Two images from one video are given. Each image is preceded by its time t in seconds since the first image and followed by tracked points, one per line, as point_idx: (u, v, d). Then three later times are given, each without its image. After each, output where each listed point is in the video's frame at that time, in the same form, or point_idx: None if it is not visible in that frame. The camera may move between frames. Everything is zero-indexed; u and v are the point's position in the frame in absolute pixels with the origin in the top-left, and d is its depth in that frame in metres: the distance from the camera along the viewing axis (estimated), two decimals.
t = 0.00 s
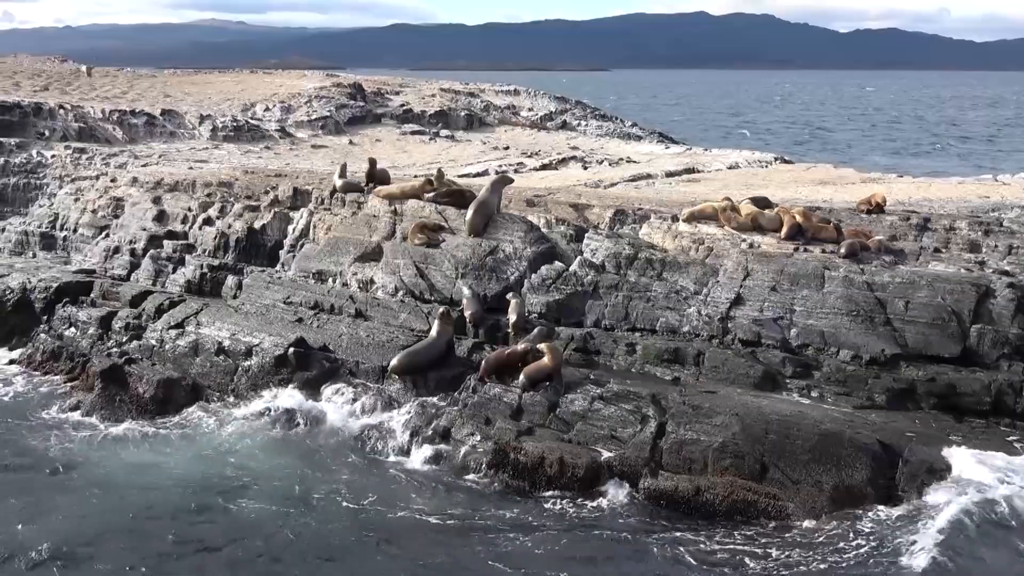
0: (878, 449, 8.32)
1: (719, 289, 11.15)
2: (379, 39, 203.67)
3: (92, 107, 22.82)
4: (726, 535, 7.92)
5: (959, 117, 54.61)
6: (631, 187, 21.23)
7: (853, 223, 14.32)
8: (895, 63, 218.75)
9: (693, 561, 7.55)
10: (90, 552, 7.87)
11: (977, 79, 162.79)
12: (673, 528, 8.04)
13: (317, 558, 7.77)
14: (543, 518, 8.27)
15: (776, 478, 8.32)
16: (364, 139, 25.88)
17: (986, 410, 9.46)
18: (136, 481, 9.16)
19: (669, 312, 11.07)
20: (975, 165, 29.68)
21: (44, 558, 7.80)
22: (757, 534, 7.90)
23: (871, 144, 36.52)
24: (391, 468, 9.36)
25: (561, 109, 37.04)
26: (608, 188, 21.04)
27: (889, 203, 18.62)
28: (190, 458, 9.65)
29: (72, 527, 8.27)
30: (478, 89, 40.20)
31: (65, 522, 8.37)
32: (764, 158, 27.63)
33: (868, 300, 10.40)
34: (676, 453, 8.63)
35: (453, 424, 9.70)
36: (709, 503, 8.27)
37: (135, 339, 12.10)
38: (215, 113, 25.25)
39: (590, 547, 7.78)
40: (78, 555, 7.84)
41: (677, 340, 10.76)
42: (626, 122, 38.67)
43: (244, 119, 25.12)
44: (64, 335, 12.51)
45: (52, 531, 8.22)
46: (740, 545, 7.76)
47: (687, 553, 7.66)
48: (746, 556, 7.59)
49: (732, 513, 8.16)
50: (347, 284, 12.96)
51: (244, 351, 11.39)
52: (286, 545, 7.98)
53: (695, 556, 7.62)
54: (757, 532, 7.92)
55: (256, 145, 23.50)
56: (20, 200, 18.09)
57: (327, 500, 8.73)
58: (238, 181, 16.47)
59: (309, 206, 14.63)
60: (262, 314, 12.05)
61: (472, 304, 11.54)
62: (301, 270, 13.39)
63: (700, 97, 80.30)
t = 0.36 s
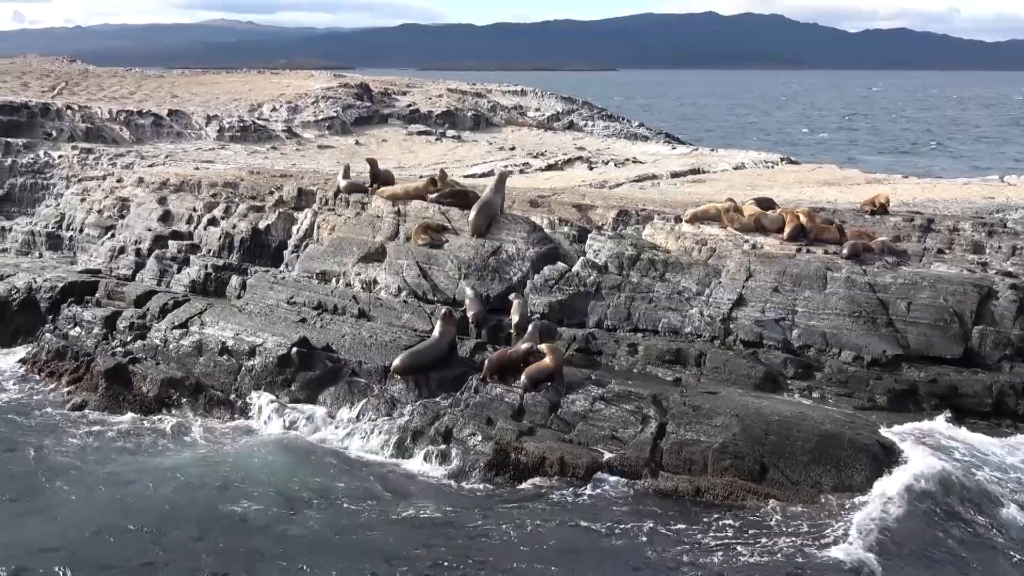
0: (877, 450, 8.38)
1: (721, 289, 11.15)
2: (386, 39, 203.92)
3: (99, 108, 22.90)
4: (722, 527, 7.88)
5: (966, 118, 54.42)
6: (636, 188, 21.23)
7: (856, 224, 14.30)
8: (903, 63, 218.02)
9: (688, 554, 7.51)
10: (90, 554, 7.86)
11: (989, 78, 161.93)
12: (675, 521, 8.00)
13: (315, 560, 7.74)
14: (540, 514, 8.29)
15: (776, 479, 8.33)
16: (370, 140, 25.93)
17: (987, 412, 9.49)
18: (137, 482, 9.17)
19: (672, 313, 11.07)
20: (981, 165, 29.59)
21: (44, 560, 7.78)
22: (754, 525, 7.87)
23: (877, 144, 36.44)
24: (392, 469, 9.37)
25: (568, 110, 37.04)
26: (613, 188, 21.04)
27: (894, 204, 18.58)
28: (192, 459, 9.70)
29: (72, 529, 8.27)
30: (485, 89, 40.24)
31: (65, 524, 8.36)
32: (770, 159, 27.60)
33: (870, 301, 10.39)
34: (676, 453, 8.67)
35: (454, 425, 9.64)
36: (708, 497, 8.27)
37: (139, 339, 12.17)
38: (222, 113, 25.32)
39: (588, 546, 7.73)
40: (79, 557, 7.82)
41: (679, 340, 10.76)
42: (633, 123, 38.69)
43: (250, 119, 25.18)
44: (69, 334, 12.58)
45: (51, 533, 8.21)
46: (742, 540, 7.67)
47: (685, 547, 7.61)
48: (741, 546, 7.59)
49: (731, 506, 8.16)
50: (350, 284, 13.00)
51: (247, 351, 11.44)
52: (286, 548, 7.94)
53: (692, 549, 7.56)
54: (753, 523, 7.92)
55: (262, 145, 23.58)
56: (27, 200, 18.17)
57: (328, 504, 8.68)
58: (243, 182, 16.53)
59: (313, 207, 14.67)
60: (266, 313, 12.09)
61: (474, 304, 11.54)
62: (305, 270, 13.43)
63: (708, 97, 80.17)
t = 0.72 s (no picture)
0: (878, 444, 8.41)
1: (721, 288, 11.17)
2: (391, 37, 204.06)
3: (104, 106, 22.94)
4: (719, 521, 7.88)
5: (972, 117, 54.27)
6: (640, 186, 21.21)
7: (859, 223, 14.30)
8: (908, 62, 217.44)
9: (684, 549, 7.50)
10: (89, 551, 7.87)
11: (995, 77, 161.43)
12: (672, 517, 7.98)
13: (313, 555, 7.74)
14: (537, 508, 8.28)
15: (774, 476, 8.32)
16: (375, 138, 25.95)
17: (987, 410, 9.46)
18: (137, 478, 9.19)
19: (672, 311, 11.08)
20: (986, 165, 29.51)
21: (44, 556, 7.80)
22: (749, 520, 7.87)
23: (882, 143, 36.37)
24: (393, 463, 9.40)
25: (574, 108, 37.03)
26: (617, 187, 21.02)
27: (897, 203, 18.55)
28: (194, 456, 9.72)
29: (72, 526, 8.28)
30: (491, 88, 40.25)
31: (65, 520, 8.38)
32: (775, 158, 27.56)
33: (870, 299, 10.41)
34: (674, 450, 8.68)
35: (454, 421, 9.72)
36: (707, 493, 8.28)
37: (141, 336, 12.22)
38: (227, 112, 25.37)
39: (584, 541, 7.72)
40: (78, 554, 7.83)
41: (679, 338, 10.76)
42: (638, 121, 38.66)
43: (255, 117, 25.22)
44: (72, 331, 12.62)
45: (51, 529, 8.23)
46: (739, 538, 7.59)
47: (682, 541, 7.61)
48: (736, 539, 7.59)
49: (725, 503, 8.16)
50: (352, 282, 13.03)
51: (249, 348, 11.47)
52: (284, 543, 7.94)
53: (687, 544, 7.56)
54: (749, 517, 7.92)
55: (267, 143, 23.64)
56: (32, 198, 18.22)
57: (327, 501, 8.69)
58: (247, 179, 16.56)
59: (315, 204, 14.69)
60: (267, 311, 12.13)
61: (474, 301, 11.54)
62: (307, 268, 13.47)
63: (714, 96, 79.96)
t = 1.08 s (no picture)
0: (873, 442, 8.32)
1: (722, 288, 11.18)
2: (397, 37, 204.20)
3: (110, 105, 22.99)
4: (718, 522, 7.91)
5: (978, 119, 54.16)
6: (644, 187, 21.21)
7: (861, 223, 14.29)
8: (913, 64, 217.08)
9: (675, 549, 7.54)
10: (87, 549, 7.89)
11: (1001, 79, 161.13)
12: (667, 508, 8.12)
13: (311, 552, 7.76)
14: (536, 506, 8.28)
15: (771, 476, 8.34)
16: (379, 137, 25.98)
17: (986, 411, 9.44)
18: (137, 476, 9.21)
19: (672, 311, 11.08)
20: (991, 166, 29.46)
21: (43, 554, 7.81)
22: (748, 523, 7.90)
23: (885, 144, 36.34)
24: (392, 461, 9.41)
25: (579, 109, 37.03)
26: (621, 187, 21.02)
27: (900, 204, 18.54)
28: (195, 453, 9.75)
29: (71, 524, 8.29)
30: (497, 88, 40.26)
31: (64, 518, 8.40)
32: (780, 158, 27.53)
33: (870, 299, 10.42)
34: (672, 450, 8.72)
35: (453, 421, 9.81)
36: (701, 492, 8.34)
37: (143, 333, 12.25)
38: (232, 111, 25.41)
39: (583, 540, 7.73)
40: (76, 551, 7.84)
41: (679, 338, 10.76)
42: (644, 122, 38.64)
43: (260, 117, 25.27)
44: (74, 328, 12.65)
45: (50, 527, 8.25)
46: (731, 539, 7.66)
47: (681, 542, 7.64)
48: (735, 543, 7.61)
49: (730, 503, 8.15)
50: (353, 280, 13.05)
51: (250, 346, 11.50)
52: (283, 540, 7.95)
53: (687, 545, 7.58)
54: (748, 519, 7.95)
55: (272, 143, 23.68)
56: (37, 196, 18.29)
57: (326, 498, 8.70)
58: (250, 179, 16.59)
59: (318, 203, 14.73)
60: (269, 309, 12.14)
61: (475, 300, 11.55)
62: (309, 267, 13.49)
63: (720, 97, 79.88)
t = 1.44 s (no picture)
0: (870, 445, 8.26)
1: (721, 289, 11.19)
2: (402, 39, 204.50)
3: (115, 106, 23.05)
4: (718, 527, 7.97)
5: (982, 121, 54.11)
6: (646, 188, 21.22)
7: (862, 224, 14.28)
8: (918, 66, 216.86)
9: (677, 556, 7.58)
10: (87, 548, 7.89)
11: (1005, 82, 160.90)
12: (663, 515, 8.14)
13: (309, 553, 7.78)
14: (533, 508, 8.30)
15: (766, 476, 8.31)
16: (384, 139, 26.03)
17: (985, 411, 9.42)
18: (136, 475, 9.22)
19: (672, 312, 11.07)
20: (995, 168, 29.43)
21: (43, 552, 7.82)
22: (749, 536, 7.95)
23: (889, 146, 36.34)
24: (391, 460, 9.43)
25: (584, 111, 37.04)
26: (624, 188, 21.02)
27: (902, 205, 18.51)
28: (195, 452, 9.76)
29: (71, 522, 8.31)
30: (502, 90, 40.29)
31: (65, 516, 8.41)
32: (784, 160, 27.52)
33: (869, 300, 10.43)
34: (670, 450, 8.72)
35: (453, 419, 9.97)
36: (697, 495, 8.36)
37: (145, 334, 12.28)
38: (237, 113, 25.47)
39: (581, 543, 7.75)
40: (78, 549, 7.86)
41: (678, 338, 10.76)
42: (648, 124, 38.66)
43: (265, 118, 25.32)
44: (77, 329, 12.69)
45: (51, 526, 8.26)
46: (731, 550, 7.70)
47: (683, 551, 7.66)
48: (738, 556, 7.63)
49: (694, 511, 8.21)
50: (354, 281, 13.06)
51: (251, 346, 11.52)
52: (283, 540, 7.98)
53: (690, 557, 7.59)
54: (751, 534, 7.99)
55: (277, 144, 23.73)
56: (42, 197, 18.36)
57: (327, 496, 8.72)
58: (253, 180, 16.62)
59: (320, 204, 14.76)
60: (270, 310, 12.16)
61: (475, 300, 11.56)
62: (310, 267, 13.51)
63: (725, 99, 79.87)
